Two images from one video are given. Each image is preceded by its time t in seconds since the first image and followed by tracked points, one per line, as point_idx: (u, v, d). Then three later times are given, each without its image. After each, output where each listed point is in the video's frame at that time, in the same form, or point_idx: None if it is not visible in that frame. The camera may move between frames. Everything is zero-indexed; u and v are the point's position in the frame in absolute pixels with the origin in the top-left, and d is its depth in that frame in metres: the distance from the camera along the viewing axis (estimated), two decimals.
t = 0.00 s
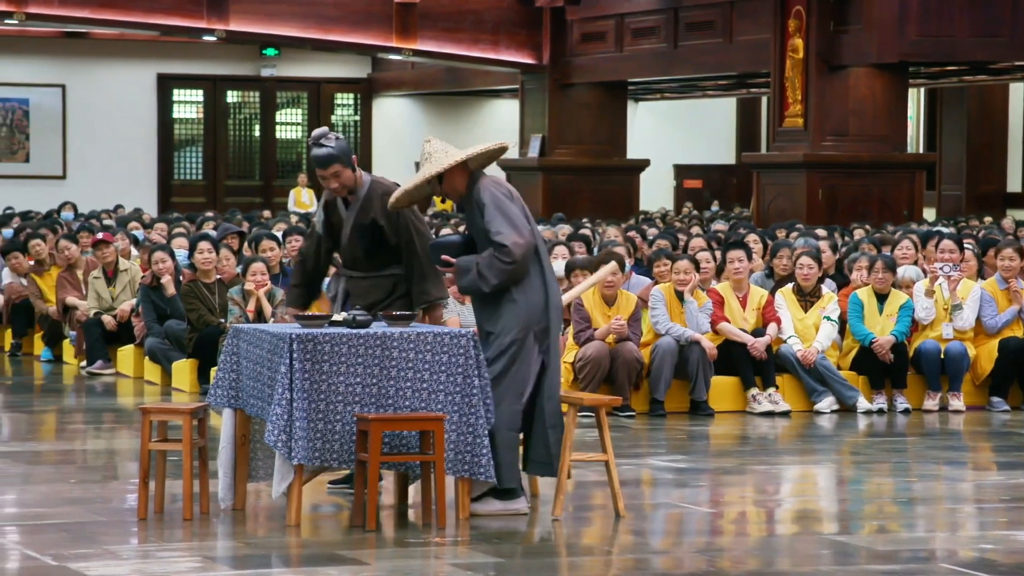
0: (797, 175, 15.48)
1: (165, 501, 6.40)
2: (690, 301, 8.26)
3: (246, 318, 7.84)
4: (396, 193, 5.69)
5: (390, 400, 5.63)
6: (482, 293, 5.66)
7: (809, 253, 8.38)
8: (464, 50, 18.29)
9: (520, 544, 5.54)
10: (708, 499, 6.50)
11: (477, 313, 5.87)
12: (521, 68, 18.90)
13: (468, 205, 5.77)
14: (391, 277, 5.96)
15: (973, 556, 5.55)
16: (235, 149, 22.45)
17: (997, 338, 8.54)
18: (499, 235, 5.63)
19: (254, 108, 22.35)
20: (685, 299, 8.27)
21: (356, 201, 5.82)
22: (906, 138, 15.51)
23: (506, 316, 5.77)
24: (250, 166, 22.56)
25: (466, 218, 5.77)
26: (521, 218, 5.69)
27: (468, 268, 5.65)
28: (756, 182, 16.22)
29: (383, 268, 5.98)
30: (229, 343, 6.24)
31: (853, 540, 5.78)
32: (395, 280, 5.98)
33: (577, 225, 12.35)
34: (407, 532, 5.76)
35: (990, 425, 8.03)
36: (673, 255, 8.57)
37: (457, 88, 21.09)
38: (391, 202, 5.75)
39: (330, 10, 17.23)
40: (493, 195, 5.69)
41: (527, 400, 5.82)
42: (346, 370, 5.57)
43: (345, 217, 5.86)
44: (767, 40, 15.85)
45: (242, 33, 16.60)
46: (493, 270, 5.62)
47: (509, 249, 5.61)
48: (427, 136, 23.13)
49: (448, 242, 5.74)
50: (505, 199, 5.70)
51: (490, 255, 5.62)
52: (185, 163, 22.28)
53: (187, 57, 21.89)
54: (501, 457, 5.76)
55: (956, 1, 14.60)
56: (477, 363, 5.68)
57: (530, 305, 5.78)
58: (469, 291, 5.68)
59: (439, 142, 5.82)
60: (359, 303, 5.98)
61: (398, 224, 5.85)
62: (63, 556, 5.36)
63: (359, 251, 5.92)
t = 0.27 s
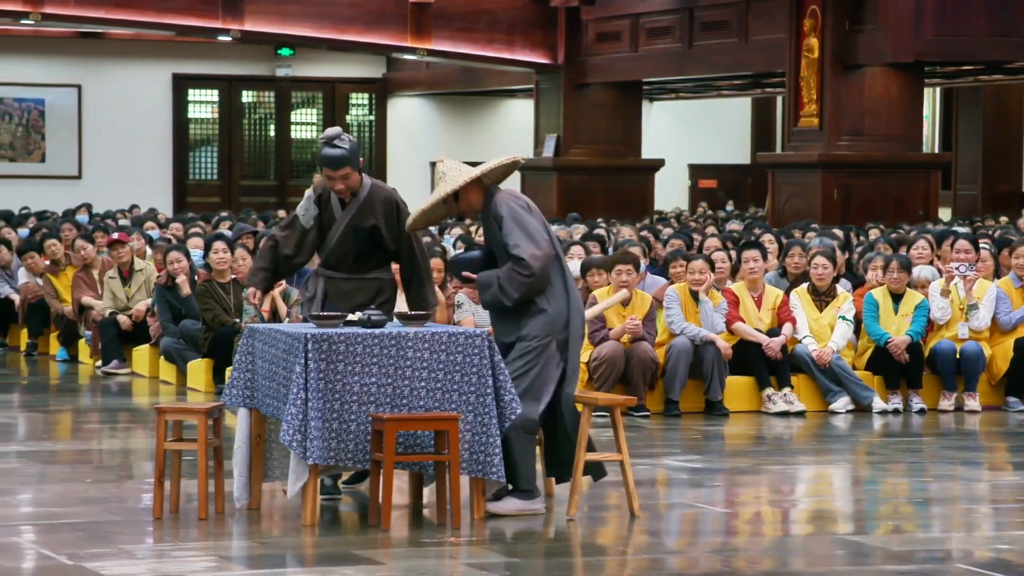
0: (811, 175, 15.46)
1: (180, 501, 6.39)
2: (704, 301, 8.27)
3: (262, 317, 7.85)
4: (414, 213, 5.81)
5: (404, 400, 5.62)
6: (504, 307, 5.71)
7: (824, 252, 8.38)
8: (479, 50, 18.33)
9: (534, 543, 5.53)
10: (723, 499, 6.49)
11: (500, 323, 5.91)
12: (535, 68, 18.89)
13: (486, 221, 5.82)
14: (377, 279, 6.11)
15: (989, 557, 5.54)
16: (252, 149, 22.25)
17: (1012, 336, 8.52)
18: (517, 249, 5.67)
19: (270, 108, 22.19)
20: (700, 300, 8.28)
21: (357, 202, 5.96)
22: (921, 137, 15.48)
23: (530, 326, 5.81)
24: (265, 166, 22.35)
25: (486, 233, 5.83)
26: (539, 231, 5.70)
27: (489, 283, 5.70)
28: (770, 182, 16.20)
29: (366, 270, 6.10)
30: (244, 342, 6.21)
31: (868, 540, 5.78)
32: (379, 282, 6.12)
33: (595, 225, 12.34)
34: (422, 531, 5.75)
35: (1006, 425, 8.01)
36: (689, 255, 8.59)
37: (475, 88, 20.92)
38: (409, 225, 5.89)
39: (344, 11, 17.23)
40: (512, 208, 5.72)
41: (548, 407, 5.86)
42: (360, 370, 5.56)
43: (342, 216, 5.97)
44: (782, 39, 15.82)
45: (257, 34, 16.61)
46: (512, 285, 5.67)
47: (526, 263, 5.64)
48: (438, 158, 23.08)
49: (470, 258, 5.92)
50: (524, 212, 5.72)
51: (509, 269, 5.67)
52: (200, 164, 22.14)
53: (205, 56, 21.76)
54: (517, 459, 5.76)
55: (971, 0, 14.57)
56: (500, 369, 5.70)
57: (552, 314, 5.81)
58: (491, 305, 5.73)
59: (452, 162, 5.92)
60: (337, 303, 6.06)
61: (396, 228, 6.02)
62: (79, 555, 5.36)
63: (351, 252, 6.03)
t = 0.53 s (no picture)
0: (829, 175, 15.43)
1: (198, 501, 6.39)
2: (721, 301, 8.29)
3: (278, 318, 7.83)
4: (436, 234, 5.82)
5: (421, 400, 5.61)
6: (523, 327, 5.77)
7: (841, 253, 8.37)
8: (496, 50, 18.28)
9: (550, 543, 5.52)
10: (740, 499, 6.48)
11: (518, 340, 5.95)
12: (553, 68, 18.88)
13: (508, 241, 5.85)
14: (376, 278, 6.13)
15: (1007, 557, 5.53)
16: (269, 149, 22.30)
17: None
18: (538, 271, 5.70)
19: (287, 108, 22.24)
20: (718, 300, 8.31)
21: (362, 202, 5.95)
22: (940, 137, 15.45)
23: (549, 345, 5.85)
24: (283, 166, 22.43)
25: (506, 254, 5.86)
26: (561, 252, 5.73)
27: (509, 303, 5.76)
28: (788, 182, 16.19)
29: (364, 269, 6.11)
30: (261, 342, 6.12)
31: (885, 540, 5.77)
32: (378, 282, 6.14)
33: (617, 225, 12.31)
34: (439, 531, 5.74)
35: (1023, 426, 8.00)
36: (707, 256, 8.60)
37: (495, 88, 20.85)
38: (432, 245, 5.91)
39: (362, 10, 17.22)
40: (536, 230, 5.74)
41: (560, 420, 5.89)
42: (378, 370, 5.55)
43: (347, 216, 5.95)
44: (800, 40, 15.81)
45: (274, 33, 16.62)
46: (532, 306, 5.71)
47: (547, 285, 5.68)
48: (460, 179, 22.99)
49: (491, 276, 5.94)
50: (547, 234, 5.74)
51: (530, 290, 5.71)
52: (218, 163, 22.18)
53: (222, 57, 21.79)
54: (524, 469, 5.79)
55: None
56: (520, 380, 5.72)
57: (569, 334, 5.84)
58: (510, 325, 5.79)
59: (475, 182, 5.94)
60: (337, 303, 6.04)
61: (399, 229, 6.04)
62: (97, 554, 5.36)
63: (355, 252, 6.02)
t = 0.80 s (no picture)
0: (836, 173, 15.43)
1: (205, 500, 6.38)
2: (730, 301, 8.25)
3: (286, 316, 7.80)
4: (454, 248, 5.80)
5: (429, 399, 5.60)
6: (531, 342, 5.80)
7: (849, 252, 8.36)
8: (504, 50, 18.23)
9: (558, 543, 5.51)
10: (748, 499, 6.47)
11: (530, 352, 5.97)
12: (561, 68, 18.87)
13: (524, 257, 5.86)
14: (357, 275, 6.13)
15: (1015, 557, 5.52)
16: (276, 149, 22.31)
17: None
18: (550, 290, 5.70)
19: (295, 109, 22.22)
20: (725, 299, 8.28)
21: (350, 199, 5.93)
22: (947, 136, 15.47)
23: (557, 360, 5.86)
24: (290, 166, 22.44)
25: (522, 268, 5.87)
26: (576, 273, 5.72)
27: (518, 317, 5.79)
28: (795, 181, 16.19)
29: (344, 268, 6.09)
30: (269, 342, 6.05)
31: (894, 540, 5.77)
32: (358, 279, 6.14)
33: (628, 225, 12.31)
34: (446, 530, 5.72)
35: None
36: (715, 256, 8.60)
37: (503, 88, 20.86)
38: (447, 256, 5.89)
39: (370, 10, 17.21)
40: (553, 249, 5.74)
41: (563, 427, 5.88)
42: (385, 369, 5.54)
43: (338, 214, 5.91)
44: (808, 39, 15.81)
45: (282, 33, 16.61)
46: (541, 322, 5.74)
47: (558, 304, 5.68)
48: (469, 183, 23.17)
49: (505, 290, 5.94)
50: (563, 253, 5.74)
51: (540, 307, 5.73)
52: (226, 163, 22.20)
53: (230, 57, 21.80)
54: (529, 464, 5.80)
55: None
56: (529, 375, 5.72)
57: (580, 350, 5.84)
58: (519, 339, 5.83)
59: (493, 194, 5.90)
60: (333, 302, 6.02)
61: (390, 221, 6.02)
62: (105, 553, 5.35)
63: (345, 251, 5.99)
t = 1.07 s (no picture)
0: (838, 173, 15.42)
1: (208, 500, 6.38)
2: (732, 300, 8.28)
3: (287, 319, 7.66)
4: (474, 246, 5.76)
5: (432, 399, 5.59)
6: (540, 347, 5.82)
7: (852, 252, 8.35)
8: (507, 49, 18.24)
9: (561, 542, 5.51)
10: (751, 499, 6.47)
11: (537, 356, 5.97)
12: (564, 68, 18.86)
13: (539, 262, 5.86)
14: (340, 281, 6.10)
15: (1018, 557, 5.52)
16: (279, 148, 22.32)
17: None
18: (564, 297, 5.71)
19: (298, 108, 22.21)
20: (728, 299, 8.30)
21: (350, 206, 5.87)
22: (950, 136, 15.46)
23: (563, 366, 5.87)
24: (293, 166, 22.45)
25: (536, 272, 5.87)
26: (592, 283, 5.73)
27: (529, 322, 5.81)
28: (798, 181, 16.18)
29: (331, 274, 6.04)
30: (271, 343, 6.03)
31: (896, 540, 5.76)
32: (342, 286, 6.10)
33: (634, 224, 12.30)
34: (449, 529, 5.72)
35: None
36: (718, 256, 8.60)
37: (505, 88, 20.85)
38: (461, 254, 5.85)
39: (373, 10, 17.21)
40: (570, 257, 5.75)
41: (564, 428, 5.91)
42: (388, 369, 5.53)
43: (340, 219, 5.84)
44: (811, 39, 15.79)
45: (285, 33, 16.61)
46: (553, 329, 5.75)
47: (571, 312, 5.69)
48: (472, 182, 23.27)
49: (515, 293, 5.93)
50: (580, 262, 5.75)
51: (553, 312, 5.74)
52: (229, 163, 22.22)
53: (233, 56, 21.79)
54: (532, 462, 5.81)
55: None
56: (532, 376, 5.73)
57: (589, 358, 5.84)
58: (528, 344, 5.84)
59: (513, 196, 5.89)
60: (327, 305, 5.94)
61: (386, 225, 5.93)
62: (108, 553, 5.35)
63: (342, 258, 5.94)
